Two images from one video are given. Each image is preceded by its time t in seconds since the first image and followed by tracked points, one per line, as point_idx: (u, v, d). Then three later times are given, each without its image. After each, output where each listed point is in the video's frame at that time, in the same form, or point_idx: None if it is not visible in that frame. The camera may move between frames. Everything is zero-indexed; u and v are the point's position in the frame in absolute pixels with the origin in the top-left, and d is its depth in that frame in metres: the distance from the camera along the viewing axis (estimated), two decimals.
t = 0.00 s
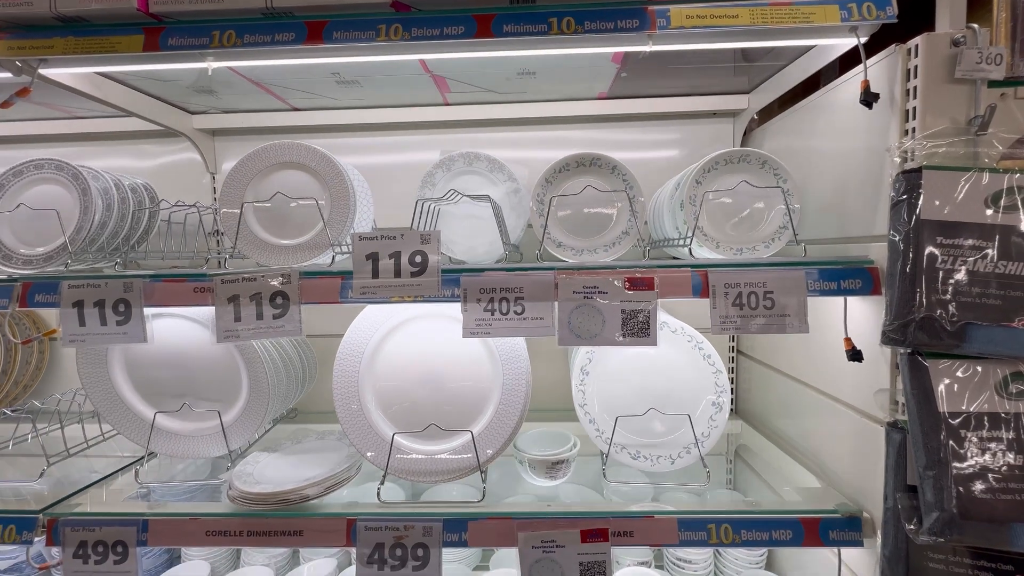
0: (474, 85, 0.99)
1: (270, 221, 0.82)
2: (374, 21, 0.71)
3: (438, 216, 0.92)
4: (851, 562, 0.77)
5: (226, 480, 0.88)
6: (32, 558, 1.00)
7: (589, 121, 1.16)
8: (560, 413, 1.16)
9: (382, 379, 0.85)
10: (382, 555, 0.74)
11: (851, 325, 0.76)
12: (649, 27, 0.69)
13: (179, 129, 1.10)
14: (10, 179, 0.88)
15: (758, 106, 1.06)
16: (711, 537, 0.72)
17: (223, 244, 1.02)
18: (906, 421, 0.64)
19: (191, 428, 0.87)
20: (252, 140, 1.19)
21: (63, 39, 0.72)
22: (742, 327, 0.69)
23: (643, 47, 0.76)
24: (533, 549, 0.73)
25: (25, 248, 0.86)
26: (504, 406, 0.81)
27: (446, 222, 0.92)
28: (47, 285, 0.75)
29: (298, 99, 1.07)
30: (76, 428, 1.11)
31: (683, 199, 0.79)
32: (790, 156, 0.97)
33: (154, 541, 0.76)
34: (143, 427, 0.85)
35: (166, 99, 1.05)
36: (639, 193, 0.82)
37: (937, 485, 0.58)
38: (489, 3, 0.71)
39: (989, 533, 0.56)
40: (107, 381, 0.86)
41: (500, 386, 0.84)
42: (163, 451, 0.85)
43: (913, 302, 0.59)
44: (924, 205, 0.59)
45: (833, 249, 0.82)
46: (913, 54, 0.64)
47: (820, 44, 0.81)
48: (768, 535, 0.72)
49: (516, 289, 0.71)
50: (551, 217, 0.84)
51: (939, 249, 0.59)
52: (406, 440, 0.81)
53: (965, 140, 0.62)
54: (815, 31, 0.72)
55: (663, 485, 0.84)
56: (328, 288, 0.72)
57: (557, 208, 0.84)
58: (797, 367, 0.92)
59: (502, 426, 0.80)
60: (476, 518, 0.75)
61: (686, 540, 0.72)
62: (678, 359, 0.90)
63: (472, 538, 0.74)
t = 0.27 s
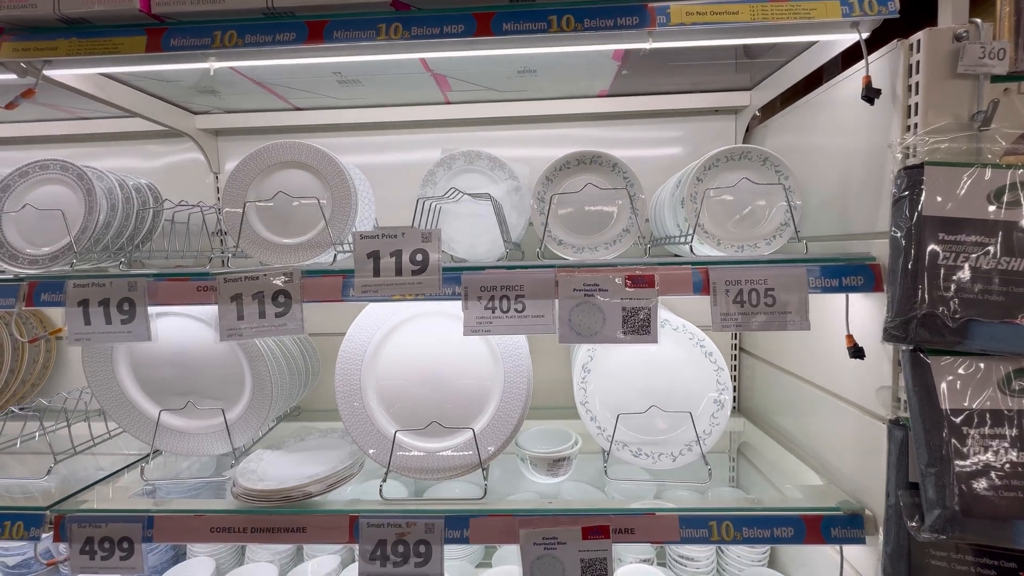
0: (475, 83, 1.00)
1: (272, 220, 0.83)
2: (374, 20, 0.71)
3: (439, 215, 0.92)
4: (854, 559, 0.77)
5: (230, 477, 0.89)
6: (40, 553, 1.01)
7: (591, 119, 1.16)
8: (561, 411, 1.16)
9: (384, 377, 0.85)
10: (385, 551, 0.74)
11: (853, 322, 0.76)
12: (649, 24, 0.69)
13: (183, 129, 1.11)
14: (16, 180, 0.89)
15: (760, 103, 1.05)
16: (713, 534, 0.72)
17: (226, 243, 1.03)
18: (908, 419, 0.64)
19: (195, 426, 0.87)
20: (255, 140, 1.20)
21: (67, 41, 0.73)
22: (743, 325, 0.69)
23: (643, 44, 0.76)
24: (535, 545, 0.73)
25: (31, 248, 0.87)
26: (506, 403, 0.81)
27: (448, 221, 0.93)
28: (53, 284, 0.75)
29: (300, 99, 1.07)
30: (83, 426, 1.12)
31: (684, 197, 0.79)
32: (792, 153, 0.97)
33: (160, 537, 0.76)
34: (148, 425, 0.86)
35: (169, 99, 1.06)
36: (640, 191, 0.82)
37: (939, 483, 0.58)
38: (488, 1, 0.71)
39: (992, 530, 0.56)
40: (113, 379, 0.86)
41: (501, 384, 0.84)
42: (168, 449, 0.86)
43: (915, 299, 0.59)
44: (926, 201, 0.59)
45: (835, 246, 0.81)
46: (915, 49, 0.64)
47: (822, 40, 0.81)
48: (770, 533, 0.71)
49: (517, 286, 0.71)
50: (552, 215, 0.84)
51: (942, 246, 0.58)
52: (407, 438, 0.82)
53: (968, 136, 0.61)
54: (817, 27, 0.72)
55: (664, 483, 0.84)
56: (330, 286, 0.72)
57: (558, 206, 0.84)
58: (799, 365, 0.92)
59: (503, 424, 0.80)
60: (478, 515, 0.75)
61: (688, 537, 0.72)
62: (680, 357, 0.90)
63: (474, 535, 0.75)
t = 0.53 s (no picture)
0: (476, 82, 1.00)
1: (275, 219, 0.83)
2: (376, 19, 0.71)
3: (441, 214, 0.92)
4: (857, 558, 0.77)
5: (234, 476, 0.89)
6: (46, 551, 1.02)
7: (593, 118, 1.16)
8: (564, 410, 1.16)
9: (387, 376, 0.85)
10: (388, 549, 0.75)
11: (856, 321, 0.76)
12: (650, 22, 0.69)
13: (185, 129, 1.11)
14: (20, 180, 0.90)
15: (763, 101, 1.05)
16: (716, 533, 0.72)
17: (229, 242, 1.03)
18: (911, 417, 0.64)
19: (199, 425, 0.88)
20: (258, 140, 1.20)
21: (70, 42, 0.73)
22: (746, 323, 0.68)
23: (644, 42, 0.76)
24: (537, 544, 0.74)
25: (35, 248, 0.87)
26: (508, 402, 0.82)
27: (450, 220, 0.93)
28: (57, 284, 0.76)
29: (302, 98, 1.07)
30: (88, 425, 1.13)
31: (686, 195, 0.79)
32: (795, 151, 0.97)
33: (165, 535, 0.77)
34: (152, 424, 0.87)
35: (172, 100, 1.06)
36: (642, 189, 0.81)
37: (942, 481, 0.57)
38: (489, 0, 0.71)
39: (996, 529, 0.55)
40: (117, 379, 0.87)
41: (503, 383, 0.84)
42: (172, 447, 0.86)
43: (919, 297, 0.59)
44: (929, 199, 0.59)
45: (838, 244, 0.81)
46: (919, 46, 0.63)
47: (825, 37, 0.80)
48: (773, 531, 0.71)
49: (519, 285, 0.71)
50: (554, 213, 0.84)
51: (946, 243, 0.58)
52: (410, 437, 0.82)
53: (972, 133, 0.61)
54: (820, 25, 0.71)
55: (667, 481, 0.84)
56: (333, 285, 0.73)
57: (560, 204, 0.84)
58: (802, 363, 0.92)
59: (506, 422, 0.81)
60: (480, 514, 0.75)
61: (690, 536, 0.72)
62: (682, 356, 0.90)
63: (477, 533, 0.75)
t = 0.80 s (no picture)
0: (477, 81, 0.99)
1: (276, 219, 0.83)
2: (377, 18, 0.71)
3: (443, 213, 0.92)
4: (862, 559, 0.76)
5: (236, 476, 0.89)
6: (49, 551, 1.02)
7: (594, 117, 1.15)
8: (566, 410, 1.16)
9: (389, 376, 0.85)
10: (389, 550, 0.74)
11: (861, 320, 0.75)
12: (653, 19, 0.69)
13: (187, 129, 1.11)
14: (22, 180, 0.90)
15: (765, 99, 1.05)
16: (719, 533, 0.72)
17: (230, 242, 1.03)
18: (917, 417, 0.63)
19: (201, 425, 0.88)
20: (259, 140, 1.20)
21: (72, 41, 0.73)
22: (750, 322, 0.68)
23: (647, 39, 0.75)
24: (540, 545, 0.73)
25: (37, 248, 0.87)
26: (510, 402, 0.81)
27: (451, 219, 0.92)
28: (58, 284, 0.76)
29: (304, 98, 1.07)
30: (90, 425, 1.13)
31: (689, 194, 0.79)
32: (799, 150, 0.96)
33: (166, 535, 0.77)
34: (154, 424, 0.87)
35: (173, 99, 1.06)
36: (645, 188, 0.81)
37: (949, 482, 0.57)
38: None
39: (1003, 530, 0.55)
40: (119, 379, 0.87)
41: (505, 383, 0.84)
42: (174, 447, 0.86)
43: (925, 296, 0.58)
44: (936, 197, 0.58)
45: (842, 243, 0.81)
46: (924, 42, 0.63)
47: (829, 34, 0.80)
48: (777, 532, 0.71)
49: (521, 285, 0.71)
50: (556, 212, 0.83)
51: (952, 242, 0.58)
52: (412, 437, 0.81)
53: (979, 130, 0.60)
54: (824, 21, 0.71)
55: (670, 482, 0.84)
56: (334, 285, 0.72)
57: (562, 203, 0.84)
58: (806, 363, 0.91)
59: (508, 422, 0.80)
60: (483, 514, 0.75)
61: (694, 536, 0.72)
62: (685, 355, 0.90)
63: (479, 534, 0.74)
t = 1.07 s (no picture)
0: (479, 79, 0.99)
1: (277, 218, 0.83)
2: (378, 16, 0.70)
3: (444, 212, 0.91)
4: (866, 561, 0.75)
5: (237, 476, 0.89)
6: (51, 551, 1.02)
7: (596, 115, 1.15)
8: (568, 410, 1.15)
9: (390, 376, 0.85)
10: (391, 551, 0.74)
11: (865, 320, 0.75)
12: (656, 17, 0.68)
13: (188, 128, 1.11)
14: (23, 180, 0.89)
15: (769, 97, 1.04)
16: (722, 535, 0.71)
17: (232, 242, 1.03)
18: (923, 418, 0.62)
19: (202, 425, 0.87)
20: (260, 139, 1.20)
21: (73, 41, 0.73)
22: (753, 322, 0.67)
23: (650, 37, 0.75)
24: (542, 546, 0.73)
25: (38, 248, 0.87)
26: (512, 402, 0.81)
27: (453, 218, 0.92)
28: (59, 284, 0.76)
29: (305, 97, 1.07)
30: (92, 424, 1.13)
31: (692, 193, 0.78)
32: (802, 149, 0.95)
33: (167, 535, 0.77)
34: (155, 424, 0.87)
35: (175, 99, 1.06)
36: (648, 187, 0.80)
37: (955, 484, 0.56)
38: None
39: (1010, 532, 0.54)
40: (120, 378, 0.87)
41: (507, 383, 0.83)
42: (175, 447, 0.86)
43: (931, 296, 0.58)
44: (942, 196, 0.58)
45: (846, 242, 0.80)
46: (930, 40, 0.62)
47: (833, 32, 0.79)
48: (781, 534, 0.70)
49: (523, 284, 0.70)
50: (558, 212, 0.83)
51: (958, 241, 0.57)
52: (413, 437, 0.81)
53: (985, 129, 0.60)
54: (828, 19, 0.70)
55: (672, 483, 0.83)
56: (335, 285, 0.72)
57: (564, 203, 0.83)
58: (810, 363, 0.91)
59: (509, 423, 0.80)
60: (485, 515, 0.75)
61: (697, 538, 0.71)
62: (688, 356, 0.89)
63: (480, 535, 0.74)
